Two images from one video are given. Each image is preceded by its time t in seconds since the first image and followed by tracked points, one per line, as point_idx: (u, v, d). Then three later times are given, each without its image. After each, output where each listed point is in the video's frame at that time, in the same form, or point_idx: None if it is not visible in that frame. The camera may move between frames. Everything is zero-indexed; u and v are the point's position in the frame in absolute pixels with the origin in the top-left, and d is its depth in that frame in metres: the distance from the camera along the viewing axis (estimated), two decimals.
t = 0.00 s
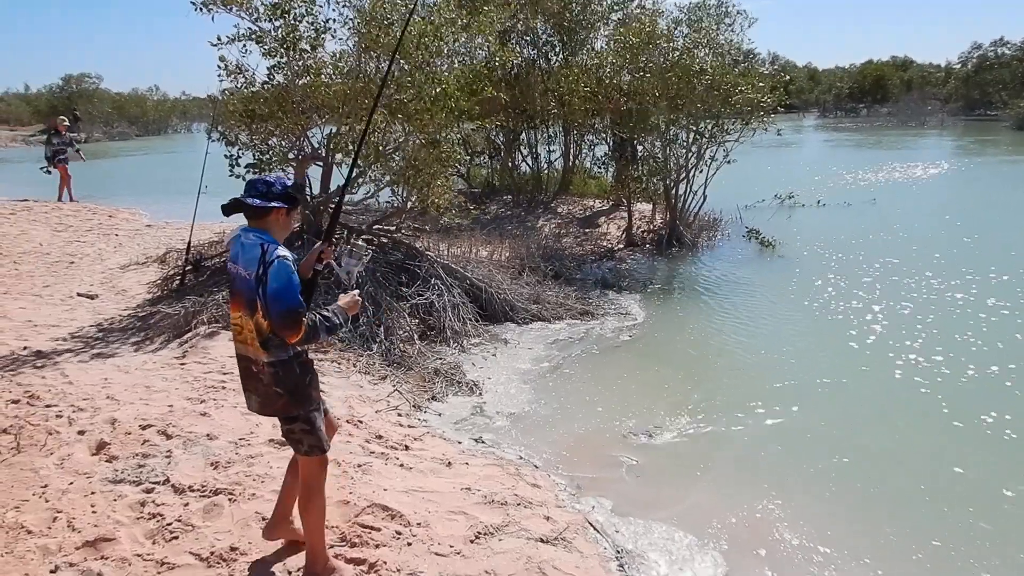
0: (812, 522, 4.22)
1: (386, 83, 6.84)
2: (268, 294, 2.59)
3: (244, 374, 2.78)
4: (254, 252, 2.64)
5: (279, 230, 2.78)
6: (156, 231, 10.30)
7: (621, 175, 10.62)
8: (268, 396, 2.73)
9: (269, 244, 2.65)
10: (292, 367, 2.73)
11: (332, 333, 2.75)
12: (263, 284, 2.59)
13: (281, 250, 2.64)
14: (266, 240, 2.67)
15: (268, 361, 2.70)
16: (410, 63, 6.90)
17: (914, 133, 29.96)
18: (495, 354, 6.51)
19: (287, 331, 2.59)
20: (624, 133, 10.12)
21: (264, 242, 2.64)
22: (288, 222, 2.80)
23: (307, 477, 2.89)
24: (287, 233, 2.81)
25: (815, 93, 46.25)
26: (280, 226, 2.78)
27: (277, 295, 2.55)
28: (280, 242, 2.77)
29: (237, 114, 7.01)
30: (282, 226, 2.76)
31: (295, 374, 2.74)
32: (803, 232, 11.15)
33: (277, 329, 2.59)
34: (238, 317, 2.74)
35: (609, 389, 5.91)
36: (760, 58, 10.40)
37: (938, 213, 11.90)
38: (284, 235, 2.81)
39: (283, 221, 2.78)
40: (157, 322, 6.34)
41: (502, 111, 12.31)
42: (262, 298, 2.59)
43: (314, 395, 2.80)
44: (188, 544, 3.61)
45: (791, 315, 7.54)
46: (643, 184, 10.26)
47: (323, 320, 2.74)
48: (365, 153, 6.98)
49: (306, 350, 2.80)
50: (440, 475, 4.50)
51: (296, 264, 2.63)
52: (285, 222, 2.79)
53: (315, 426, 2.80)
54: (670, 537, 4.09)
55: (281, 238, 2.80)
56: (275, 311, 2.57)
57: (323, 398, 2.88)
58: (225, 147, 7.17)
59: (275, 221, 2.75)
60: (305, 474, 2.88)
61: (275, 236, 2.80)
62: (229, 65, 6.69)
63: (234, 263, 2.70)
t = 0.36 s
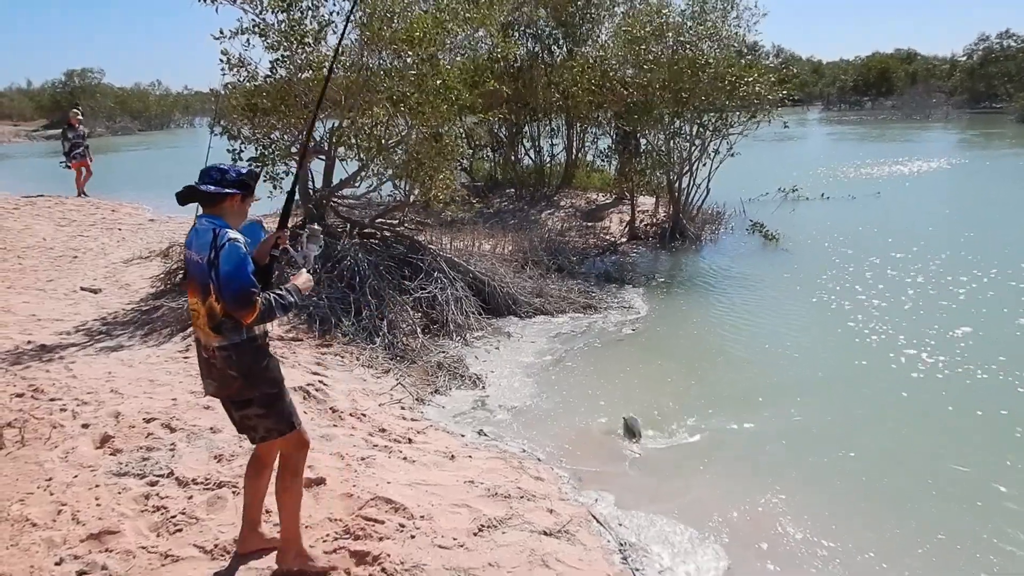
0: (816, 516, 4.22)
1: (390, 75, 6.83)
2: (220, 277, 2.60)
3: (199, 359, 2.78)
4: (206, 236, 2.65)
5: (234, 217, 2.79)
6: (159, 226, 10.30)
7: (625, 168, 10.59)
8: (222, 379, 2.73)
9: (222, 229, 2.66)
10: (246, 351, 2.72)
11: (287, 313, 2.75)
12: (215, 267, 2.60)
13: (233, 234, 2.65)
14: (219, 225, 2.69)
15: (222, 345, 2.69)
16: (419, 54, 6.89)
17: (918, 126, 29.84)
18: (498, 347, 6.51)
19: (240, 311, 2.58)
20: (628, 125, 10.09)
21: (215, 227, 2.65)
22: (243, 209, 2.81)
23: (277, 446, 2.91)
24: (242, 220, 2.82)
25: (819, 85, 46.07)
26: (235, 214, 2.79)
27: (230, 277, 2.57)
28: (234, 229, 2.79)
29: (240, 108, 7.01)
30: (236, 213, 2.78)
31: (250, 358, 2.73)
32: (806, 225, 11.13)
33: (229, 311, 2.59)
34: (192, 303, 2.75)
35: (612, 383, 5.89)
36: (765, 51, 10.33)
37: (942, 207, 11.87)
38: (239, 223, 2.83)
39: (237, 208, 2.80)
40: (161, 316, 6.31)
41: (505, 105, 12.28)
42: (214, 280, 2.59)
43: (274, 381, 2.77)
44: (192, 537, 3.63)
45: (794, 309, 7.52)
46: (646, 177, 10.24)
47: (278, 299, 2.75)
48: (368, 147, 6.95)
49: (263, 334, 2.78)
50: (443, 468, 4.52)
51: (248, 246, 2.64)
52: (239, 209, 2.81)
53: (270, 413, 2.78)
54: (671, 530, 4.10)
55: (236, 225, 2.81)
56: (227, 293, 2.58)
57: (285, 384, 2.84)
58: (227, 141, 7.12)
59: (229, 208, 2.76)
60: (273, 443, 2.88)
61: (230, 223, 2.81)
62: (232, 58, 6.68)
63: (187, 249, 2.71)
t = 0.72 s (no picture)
0: (820, 506, 4.21)
1: (390, 65, 6.74)
2: (158, 271, 2.62)
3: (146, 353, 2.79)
4: (148, 230, 2.66)
5: (178, 210, 2.79)
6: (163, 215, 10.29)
7: (629, 157, 10.54)
8: (166, 374, 2.74)
9: (163, 221, 2.67)
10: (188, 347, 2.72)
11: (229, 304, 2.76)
12: (154, 261, 2.62)
13: (174, 227, 2.67)
14: (161, 217, 2.70)
15: (164, 340, 2.71)
16: (417, 45, 6.92)
17: (924, 114, 29.69)
18: (502, 336, 6.51)
19: (180, 304, 2.62)
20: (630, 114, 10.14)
21: (156, 220, 2.66)
22: (187, 201, 2.81)
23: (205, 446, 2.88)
24: (187, 212, 2.82)
25: (825, 73, 45.76)
26: (179, 205, 2.79)
27: (169, 271, 2.59)
28: (178, 220, 2.79)
29: (243, 97, 7.01)
30: (181, 205, 2.78)
31: (197, 354, 2.73)
32: (812, 214, 11.09)
33: (170, 305, 2.62)
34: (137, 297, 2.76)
35: (616, 372, 5.88)
36: (770, 38, 10.24)
37: (948, 195, 11.79)
38: (184, 215, 2.83)
39: (183, 199, 2.80)
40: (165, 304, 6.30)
41: (508, 94, 12.22)
42: (154, 275, 2.62)
43: (218, 375, 2.79)
44: (198, 524, 3.66)
45: (800, 299, 7.49)
46: (651, 166, 10.22)
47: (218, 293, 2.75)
48: (371, 136, 6.94)
49: (212, 327, 2.79)
50: (448, 456, 4.55)
51: (188, 240, 2.66)
52: (184, 201, 2.80)
53: (213, 409, 2.79)
54: (676, 518, 4.11)
55: (182, 217, 2.82)
56: (166, 287, 2.60)
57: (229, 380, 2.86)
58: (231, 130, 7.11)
59: (173, 199, 2.76)
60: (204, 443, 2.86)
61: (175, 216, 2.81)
62: (234, 47, 6.66)
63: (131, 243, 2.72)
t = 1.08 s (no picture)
0: (830, 498, 4.20)
1: (397, 55, 6.75)
2: (85, 270, 2.55)
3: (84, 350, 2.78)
4: (78, 225, 2.60)
5: (113, 202, 2.71)
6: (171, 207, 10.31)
7: (637, 148, 10.50)
8: (100, 373, 2.71)
9: (93, 217, 2.60)
10: (118, 347, 2.68)
11: (162, 305, 2.67)
12: (82, 258, 2.55)
13: (103, 223, 2.59)
14: (91, 212, 2.62)
15: (95, 340, 2.66)
16: (424, 36, 6.90)
17: (934, 105, 29.48)
18: (510, 327, 6.51)
19: (106, 304, 2.55)
20: (638, 104, 10.14)
21: (86, 215, 2.59)
22: (124, 194, 2.73)
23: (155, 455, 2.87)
24: (124, 204, 2.74)
25: (834, 63, 45.42)
26: (114, 198, 2.71)
27: (95, 269, 2.52)
28: (113, 214, 2.72)
29: (251, 89, 6.97)
30: (116, 198, 2.69)
31: (130, 354, 2.71)
32: (820, 205, 11.03)
33: (96, 304, 2.56)
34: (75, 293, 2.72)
35: (625, 364, 5.87)
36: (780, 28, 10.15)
37: (959, 186, 11.71)
38: (121, 207, 2.75)
39: (118, 192, 2.71)
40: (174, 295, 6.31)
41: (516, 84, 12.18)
42: (81, 272, 2.54)
43: (150, 376, 2.75)
44: (209, 514, 3.73)
45: (809, 291, 7.46)
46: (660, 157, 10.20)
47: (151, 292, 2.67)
48: (379, 127, 6.93)
49: (147, 326, 2.74)
50: (457, 447, 4.57)
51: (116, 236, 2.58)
52: (120, 193, 2.72)
53: (147, 409, 2.77)
54: (686, 510, 4.11)
55: (118, 210, 2.74)
56: (94, 286, 2.53)
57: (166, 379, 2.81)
58: (239, 122, 7.12)
59: (108, 192, 2.68)
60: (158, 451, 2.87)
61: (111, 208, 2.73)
62: (242, 39, 6.64)
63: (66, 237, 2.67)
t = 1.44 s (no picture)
0: (841, 490, 4.20)
1: (407, 47, 6.75)
2: (6, 265, 2.60)
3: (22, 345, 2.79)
4: None
5: (38, 198, 2.75)
6: (181, 198, 10.33)
7: (646, 138, 10.46)
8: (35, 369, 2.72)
9: (13, 213, 2.65)
10: (49, 341, 2.67)
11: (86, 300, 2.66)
12: (3, 256, 2.60)
13: (23, 219, 2.64)
14: (13, 209, 2.66)
15: (24, 334, 2.68)
16: (432, 26, 6.89)
17: (945, 95, 29.24)
18: (519, 318, 6.51)
19: (25, 301, 2.58)
20: (647, 95, 10.09)
21: (6, 211, 2.64)
22: (49, 188, 2.77)
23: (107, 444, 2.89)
24: (49, 199, 2.78)
25: (844, 54, 45.07)
26: (39, 192, 2.75)
27: (14, 266, 2.57)
28: (39, 209, 2.77)
29: (260, 80, 6.99)
30: (40, 192, 2.74)
31: (61, 347, 2.68)
32: (830, 196, 10.97)
33: (18, 300, 2.59)
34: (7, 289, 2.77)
35: (634, 355, 5.87)
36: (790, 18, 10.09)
37: (969, 177, 11.63)
38: (46, 202, 2.79)
39: (43, 187, 2.76)
40: (185, 286, 6.32)
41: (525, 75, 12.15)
42: (2, 270, 2.60)
43: (85, 369, 2.71)
44: (220, 502, 3.77)
45: (818, 282, 7.43)
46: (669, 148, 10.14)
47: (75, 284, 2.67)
48: (387, 118, 6.93)
49: (78, 319, 2.72)
50: (466, 437, 4.60)
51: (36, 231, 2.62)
52: (44, 188, 2.76)
53: (88, 401, 2.74)
54: (696, 501, 4.12)
55: (44, 204, 2.78)
56: (14, 282, 2.58)
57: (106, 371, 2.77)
58: (248, 114, 7.14)
59: (32, 186, 2.72)
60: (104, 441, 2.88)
61: (36, 203, 2.77)
62: (251, 30, 6.65)
63: None
